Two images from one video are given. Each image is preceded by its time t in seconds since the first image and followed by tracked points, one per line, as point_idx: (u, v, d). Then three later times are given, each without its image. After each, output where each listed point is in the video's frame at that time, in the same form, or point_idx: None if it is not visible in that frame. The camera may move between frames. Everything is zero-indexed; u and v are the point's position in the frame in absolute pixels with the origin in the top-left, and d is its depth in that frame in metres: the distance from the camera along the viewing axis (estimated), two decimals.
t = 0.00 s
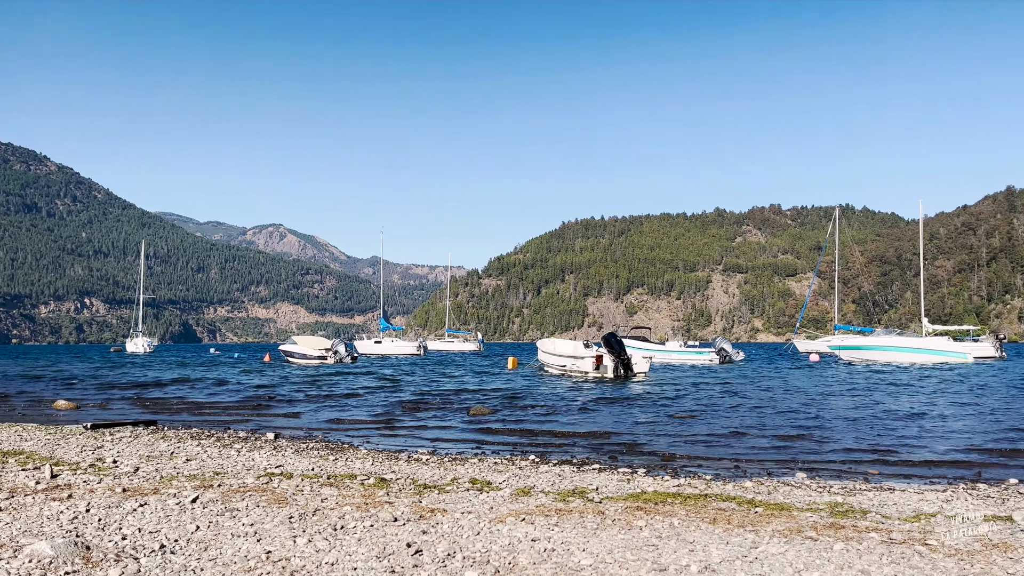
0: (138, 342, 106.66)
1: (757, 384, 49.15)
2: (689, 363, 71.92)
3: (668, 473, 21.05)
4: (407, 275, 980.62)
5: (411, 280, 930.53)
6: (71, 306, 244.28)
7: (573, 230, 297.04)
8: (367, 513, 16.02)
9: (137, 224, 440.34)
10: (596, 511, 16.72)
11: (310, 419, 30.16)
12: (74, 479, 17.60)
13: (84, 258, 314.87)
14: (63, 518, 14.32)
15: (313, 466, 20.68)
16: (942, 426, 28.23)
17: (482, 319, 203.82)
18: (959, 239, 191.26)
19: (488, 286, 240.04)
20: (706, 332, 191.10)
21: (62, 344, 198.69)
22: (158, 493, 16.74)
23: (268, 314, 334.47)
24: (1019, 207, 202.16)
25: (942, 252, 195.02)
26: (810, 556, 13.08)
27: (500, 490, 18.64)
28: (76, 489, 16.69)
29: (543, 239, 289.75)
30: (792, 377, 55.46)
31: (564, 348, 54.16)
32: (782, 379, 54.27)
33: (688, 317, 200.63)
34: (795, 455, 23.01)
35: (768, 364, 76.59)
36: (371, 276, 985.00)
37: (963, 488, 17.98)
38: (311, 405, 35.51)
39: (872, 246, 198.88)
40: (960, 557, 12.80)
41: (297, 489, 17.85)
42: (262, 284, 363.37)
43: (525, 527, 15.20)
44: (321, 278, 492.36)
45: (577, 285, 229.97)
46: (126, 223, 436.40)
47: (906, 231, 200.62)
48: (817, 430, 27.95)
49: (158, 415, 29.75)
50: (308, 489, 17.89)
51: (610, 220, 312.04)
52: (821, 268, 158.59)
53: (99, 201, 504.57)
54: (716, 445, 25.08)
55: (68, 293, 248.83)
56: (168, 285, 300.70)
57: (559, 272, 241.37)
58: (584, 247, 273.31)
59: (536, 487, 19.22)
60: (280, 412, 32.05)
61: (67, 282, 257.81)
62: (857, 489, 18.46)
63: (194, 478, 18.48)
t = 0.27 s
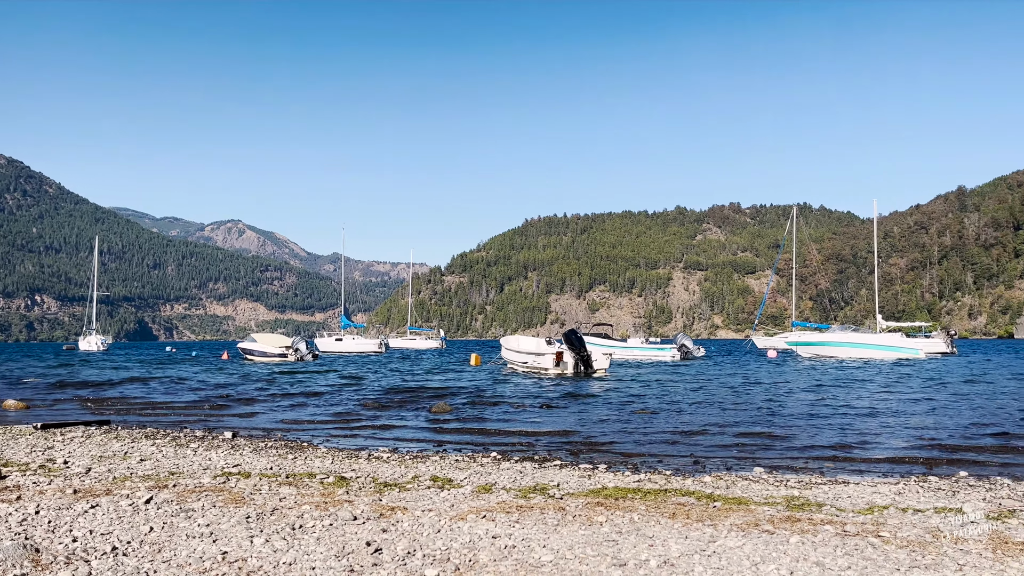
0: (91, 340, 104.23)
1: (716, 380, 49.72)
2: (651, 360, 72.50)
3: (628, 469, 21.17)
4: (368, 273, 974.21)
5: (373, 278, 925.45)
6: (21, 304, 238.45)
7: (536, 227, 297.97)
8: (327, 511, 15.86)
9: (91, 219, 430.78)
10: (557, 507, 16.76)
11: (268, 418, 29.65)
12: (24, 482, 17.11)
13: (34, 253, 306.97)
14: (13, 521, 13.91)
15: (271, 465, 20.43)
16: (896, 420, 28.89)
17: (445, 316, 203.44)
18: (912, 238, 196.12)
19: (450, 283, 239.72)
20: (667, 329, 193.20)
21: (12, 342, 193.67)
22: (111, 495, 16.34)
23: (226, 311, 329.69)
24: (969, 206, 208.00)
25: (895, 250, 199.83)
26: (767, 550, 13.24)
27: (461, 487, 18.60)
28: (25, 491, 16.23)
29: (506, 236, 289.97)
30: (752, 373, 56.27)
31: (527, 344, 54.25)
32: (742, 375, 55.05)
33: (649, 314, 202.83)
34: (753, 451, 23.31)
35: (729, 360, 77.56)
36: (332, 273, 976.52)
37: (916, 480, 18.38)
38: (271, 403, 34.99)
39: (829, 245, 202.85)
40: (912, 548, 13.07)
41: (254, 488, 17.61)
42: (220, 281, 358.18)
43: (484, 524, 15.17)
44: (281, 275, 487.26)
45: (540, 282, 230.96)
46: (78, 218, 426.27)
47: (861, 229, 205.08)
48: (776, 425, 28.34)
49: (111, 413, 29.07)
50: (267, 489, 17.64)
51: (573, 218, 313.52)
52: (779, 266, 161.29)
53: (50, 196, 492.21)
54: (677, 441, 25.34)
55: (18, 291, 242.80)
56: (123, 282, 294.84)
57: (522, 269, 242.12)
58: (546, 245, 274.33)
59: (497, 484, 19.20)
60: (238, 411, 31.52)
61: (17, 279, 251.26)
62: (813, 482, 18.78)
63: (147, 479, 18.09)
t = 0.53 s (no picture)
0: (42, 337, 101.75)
1: (675, 376, 50.22)
2: (612, 356, 72.94)
3: (588, 464, 21.28)
4: (329, 269, 965.08)
5: (333, 274, 917.68)
6: None
7: (498, 223, 298.04)
8: (285, 510, 15.66)
9: (41, 213, 419.85)
10: (517, 503, 16.77)
11: (226, 416, 29.18)
12: None
13: None
14: None
15: (228, 463, 20.12)
16: (851, 414, 29.50)
17: (407, 312, 202.52)
18: (866, 236, 200.49)
19: (412, 279, 238.66)
20: (628, 325, 194.76)
21: None
22: (62, 494, 15.94)
23: (182, 307, 323.88)
24: (920, 205, 213.33)
25: (850, 248, 204.02)
26: (724, 543, 13.40)
27: (421, 483, 18.52)
28: None
29: (468, 232, 289.58)
30: (712, 368, 56.95)
31: (488, 340, 54.30)
32: (702, 370, 55.73)
33: (611, 310, 204.24)
34: (712, 445, 23.56)
35: (688, 355, 78.39)
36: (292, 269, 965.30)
37: (868, 473, 18.76)
38: (228, 400, 34.43)
39: (787, 242, 206.35)
40: (865, 539, 13.33)
41: (211, 487, 17.31)
42: (176, 276, 352.03)
43: (445, 520, 15.12)
44: (240, 271, 480.13)
45: (502, 279, 231.20)
46: (28, 212, 415.13)
47: (817, 227, 208.95)
48: (732, 420, 28.68)
49: (63, 412, 28.33)
50: (223, 487, 17.37)
51: (535, 214, 314.26)
52: (738, 263, 163.61)
53: None
54: (638, 436, 25.57)
55: None
56: (75, 278, 287.94)
57: (484, 266, 242.05)
58: (509, 241, 274.65)
59: (457, 480, 19.15)
60: (194, 409, 30.93)
61: None
62: (769, 475, 19.08)
63: (99, 478, 17.68)
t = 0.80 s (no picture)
0: None
1: (637, 371, 50.60)
2: (576, 352, 73.23)
3: (550, 459, 21.35)
4: (290, 264, 954.19)
5: (295, 269, 908.72)
6: None
7: (463, 219, 297.27)
8: (243, 508, 15.44)
9: None
10: (480, 498, 16.75)
11: (184, 414, 28.70)
12: None
13: None
14: None
15: (185, 461, 19.79)
16: (810, 409, 30.02)
17: (370, 308, 201.10)
18: (825, 233, 203.91)
19: (375, 275, 237.17)
20: (592, 320, 195.59)
21: None
22: (13, 494, 15.54)
23: (139, 302, 317.58)
24: (877, 204, 217.72)
25: (809, 246, 207.32)
26: (685, 536, 13.54)
27: (383, 480, 18.40)
28: None
29: (432, 228, 288.43)
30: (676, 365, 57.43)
31: (452, 336, 54.22)
32: (665, 366, 56.26)
33: (574, 306, 204.98)
34: (673, 440, 23.79)
35: (651, 351, 79.04)
36: (253, 264, 952.73)
37: (825, 466, 19.13)
38: (186, 397, 33.82)
39: (748, 239, 208.97)
40: (822, 531, 13.57)
41: (167, 485, 16.99)
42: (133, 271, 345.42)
43: (406, 517, 15.04)
44: (199, 266, 472.52)
45: (467, 275, 231.00)
46: None
47: (778, 224, 211.97)
48: (693, 416, 28.98)
49: (15, 410, 27.61)
50: (181, 485, 17.06)
51: (499, 211, 314.14)
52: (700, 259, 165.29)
53: None
54: (599, 430, 25.73)
55: None
56: (28, 273, 280.92)
57: (448, 261, 241.27)
58: (473, 237, 274.30)
59: (420, 476, 19.06)
60: (152, 406, 30.36)
61: None
62: (728, 469, 19.32)
63: (52, 477, 17.25)
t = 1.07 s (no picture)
0: None
1: (606, 368, 50.82)
2: (545, 348, 73.39)
3: (519, 455, 21.36)
4: (255, 259, 942.85)
5: (261, 264, 898.79)
6: None
7: (431, 215, 296.02)
8: (206, 506, 15.22)
9: None
10: (447, 495, 16.70)
11: (147, 411, 28.21)
12: None
13: None
14: None
15: (147, 459, 19.46)
16: (775, 405, 30.43)
17: (337, 305, 199.51)
18: (790, 231, 206.65)
19: (342, 271, 235.43)
20: (560, 317, 196.13)
21: None
22: None
23: (100, 298, 311.57)
24: (841, 202, 221.13)
25: (775, 243, 209.91)
26: (651, 531, 13.61)
27: (349, 477, 18.27)
28: None
29: (400, 224, 286.95)
30: (644, 360, 57.81)
31: (420, 332, 54.04)
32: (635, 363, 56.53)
33: (543, 303, 205.36)
34: (640, 436, 23.93)
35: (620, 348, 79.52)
36: (218, 260, 939.74)
37: (789, 461, 19.38)
38: (149, 395, 33.22)
39: (715, 236, 210.93)
40: (784, 524, 13.75)
41: (128, 484, 16.68)
42: (94, 266, 338.88)
43: (373, 513, 14.94)
44: (162, 262, 465.19)
45: (435, 272, 230.28)
46: None
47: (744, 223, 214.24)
48: (661, 411, 29.19)
49: None
50: (142, 483, 16.77)
51: (468, 207, 313.52)
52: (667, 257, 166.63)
53: None
54: (567, 427, 25.81)
55: None
56: None
57: (416, 257, 240.20)
58: (442, 233, 273.53)
59: (387, 473, 18.95)
60: (114, 404, 29.78)
61: None
62: (694, 464, 19.49)
63: (8, 476, 16.86)
